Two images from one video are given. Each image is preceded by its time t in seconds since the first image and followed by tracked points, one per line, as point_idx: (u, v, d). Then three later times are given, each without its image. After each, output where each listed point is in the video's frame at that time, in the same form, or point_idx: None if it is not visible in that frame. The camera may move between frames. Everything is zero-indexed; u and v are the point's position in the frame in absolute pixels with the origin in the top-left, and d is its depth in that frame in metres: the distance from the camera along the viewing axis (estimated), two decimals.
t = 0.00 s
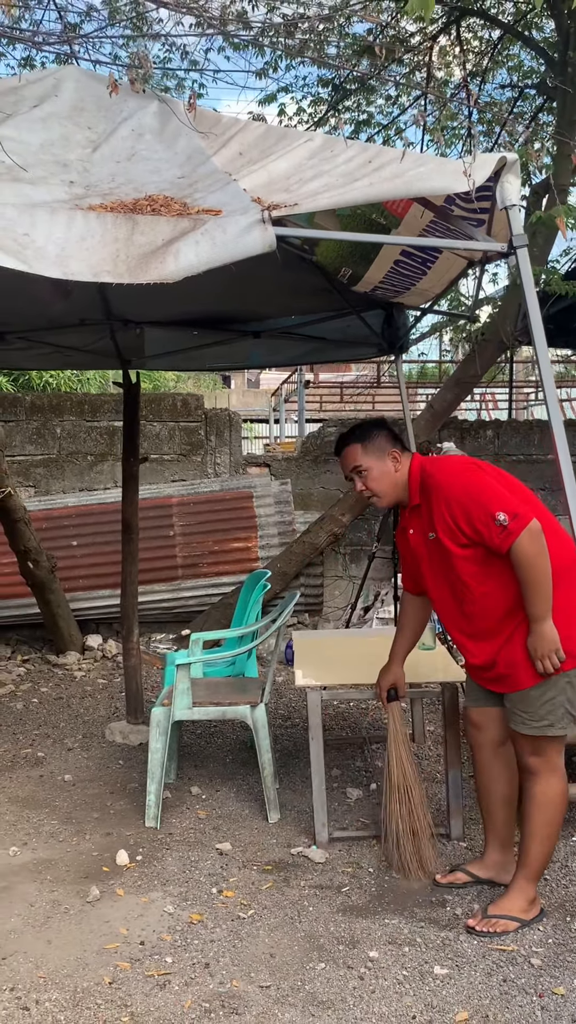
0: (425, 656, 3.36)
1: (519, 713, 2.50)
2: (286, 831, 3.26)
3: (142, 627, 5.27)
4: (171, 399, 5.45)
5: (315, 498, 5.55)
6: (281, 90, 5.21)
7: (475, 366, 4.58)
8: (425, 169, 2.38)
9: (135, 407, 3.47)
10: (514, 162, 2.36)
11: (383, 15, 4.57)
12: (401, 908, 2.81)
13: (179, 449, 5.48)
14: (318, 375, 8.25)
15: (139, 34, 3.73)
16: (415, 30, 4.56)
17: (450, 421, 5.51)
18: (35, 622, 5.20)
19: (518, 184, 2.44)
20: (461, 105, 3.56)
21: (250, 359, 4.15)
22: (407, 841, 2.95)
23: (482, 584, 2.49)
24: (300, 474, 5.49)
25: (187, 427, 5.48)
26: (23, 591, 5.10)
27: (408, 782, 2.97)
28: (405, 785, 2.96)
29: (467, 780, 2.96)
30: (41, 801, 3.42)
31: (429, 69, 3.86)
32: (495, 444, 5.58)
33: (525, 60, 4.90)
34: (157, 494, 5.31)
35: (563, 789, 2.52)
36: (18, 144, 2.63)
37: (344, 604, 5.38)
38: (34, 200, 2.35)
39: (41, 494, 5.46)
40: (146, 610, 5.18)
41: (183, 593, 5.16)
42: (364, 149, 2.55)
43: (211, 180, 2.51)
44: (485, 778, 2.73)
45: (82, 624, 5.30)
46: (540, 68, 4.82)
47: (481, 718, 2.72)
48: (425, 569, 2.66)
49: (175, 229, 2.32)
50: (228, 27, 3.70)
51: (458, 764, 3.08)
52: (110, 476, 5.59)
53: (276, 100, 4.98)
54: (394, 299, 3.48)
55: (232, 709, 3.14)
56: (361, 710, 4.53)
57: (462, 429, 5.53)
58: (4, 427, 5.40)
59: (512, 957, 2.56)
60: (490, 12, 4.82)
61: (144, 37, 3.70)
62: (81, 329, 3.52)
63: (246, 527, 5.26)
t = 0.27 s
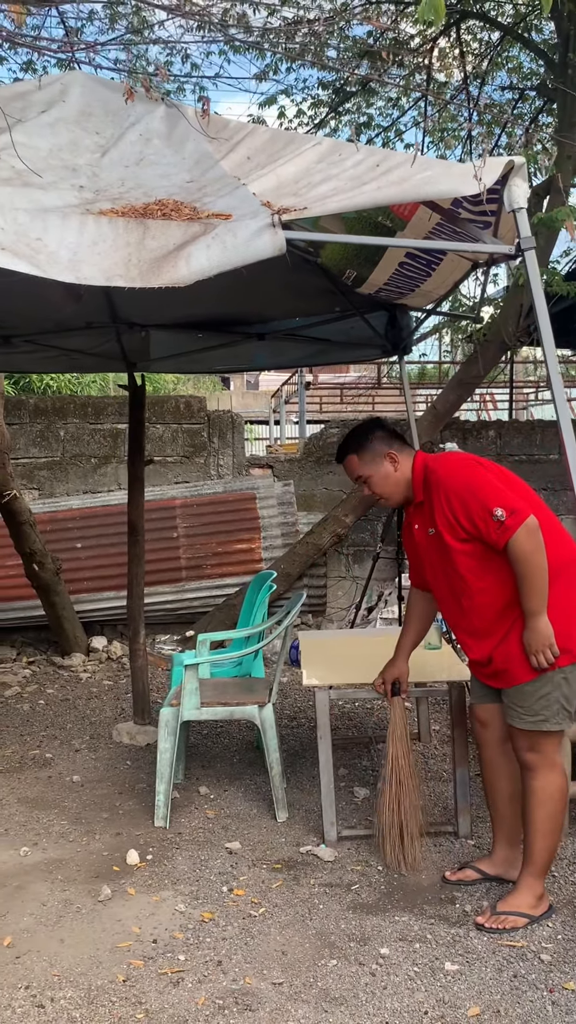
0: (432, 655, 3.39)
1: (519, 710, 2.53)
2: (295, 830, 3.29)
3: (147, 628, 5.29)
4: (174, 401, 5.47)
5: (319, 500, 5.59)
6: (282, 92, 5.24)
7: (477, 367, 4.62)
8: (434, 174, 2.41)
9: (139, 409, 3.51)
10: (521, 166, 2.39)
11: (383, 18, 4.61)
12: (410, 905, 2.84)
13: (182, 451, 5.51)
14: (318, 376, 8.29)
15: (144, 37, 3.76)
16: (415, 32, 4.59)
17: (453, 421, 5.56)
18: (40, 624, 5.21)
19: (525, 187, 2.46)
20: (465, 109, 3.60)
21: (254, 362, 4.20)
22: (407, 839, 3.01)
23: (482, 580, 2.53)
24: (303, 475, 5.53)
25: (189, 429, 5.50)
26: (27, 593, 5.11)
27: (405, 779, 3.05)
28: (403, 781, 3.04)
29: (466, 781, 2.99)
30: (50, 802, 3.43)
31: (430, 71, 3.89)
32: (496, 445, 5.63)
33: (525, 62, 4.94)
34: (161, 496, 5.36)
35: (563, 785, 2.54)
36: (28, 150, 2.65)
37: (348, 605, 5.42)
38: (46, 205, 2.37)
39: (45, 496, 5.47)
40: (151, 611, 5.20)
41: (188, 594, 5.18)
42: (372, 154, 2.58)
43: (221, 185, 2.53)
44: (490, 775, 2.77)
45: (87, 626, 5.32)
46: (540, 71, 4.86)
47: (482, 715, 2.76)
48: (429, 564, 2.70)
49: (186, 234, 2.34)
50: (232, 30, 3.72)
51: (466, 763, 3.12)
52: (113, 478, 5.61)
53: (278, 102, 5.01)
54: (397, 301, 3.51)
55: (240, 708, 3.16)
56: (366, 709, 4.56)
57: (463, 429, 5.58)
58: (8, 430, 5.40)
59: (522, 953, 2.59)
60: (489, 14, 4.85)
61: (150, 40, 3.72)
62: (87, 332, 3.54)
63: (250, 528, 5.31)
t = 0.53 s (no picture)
0: (444, 658, 3.42)
1: (525, 711, 2.54)
2: (307, 832, 3.31)
3: (158, 630, 5.32)
4: (184, 404, 5.51)
5: (329, 502, 5.62)
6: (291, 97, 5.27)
7: (486, 370, 4.64)
8: (448, 182, 2.43)
9: (151, 414, 3.56)
10: (533, 174, 2.41)
11: (392, 23, 4.64)
12: (423, 907, 2.86)
13: (192, 454, 5.54)
14: (326, 379, 8.32)
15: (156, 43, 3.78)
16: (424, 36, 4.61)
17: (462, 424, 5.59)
18: (51, 626, 5.24)
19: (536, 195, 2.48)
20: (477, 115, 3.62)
21: (266, 367, 4.25)
22: (419, 842, 3.03)
23: (487, 581, 2.54)
24: (313, 477, 5.57)
25: (199, 432, 5.53)
26: (39, 596, 5.15)
27: (416, 782, 3.07)
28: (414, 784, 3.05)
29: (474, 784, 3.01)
30: (64, 804, 3.47)
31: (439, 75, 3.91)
32: (506, 448, 5.65)
33: (533, 66, 4.95)
34: (171, 499, 5.39)
35: (569, 786, 2.54)
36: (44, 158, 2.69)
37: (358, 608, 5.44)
38: (62, 213, 2.39)
39: (56, 500, 5.51)
40: (162, 613, 5.22)
41: (198, 596, 5.22)
42: (385, 162, 2.61)
43: (235, 193, 2.56)
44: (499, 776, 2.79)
45: (98, 628, 5.35)
46: (548, 74, 4.88)
47: (489, 718, 2.77)
48: (434, 565, 2.72)
49: (201, 242, 2.36)
50: (243, 37, 3.74)
51: (477, 765, 3.13)
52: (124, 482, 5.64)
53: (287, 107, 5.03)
54: (408, 305, 3.53)
55: (252, 711, 3.18)
56: (377, 712, 4.59)
57: (472, 432, 5.60)
58: (20, 434, 5.42)
59: (534, 954, 2.60)
60: (498, 18, 4.87)
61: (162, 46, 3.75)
62: (99, 337, 3.58)
63: (260, 531, 5.35)
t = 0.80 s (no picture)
0: (465, 663, 3.42)
1: (538, 717, 2.52)
2: (327, 836, 3.32)
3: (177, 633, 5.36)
4: (205, 408, 5.56)
5: (348, 506, 5.64)
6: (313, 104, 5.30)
7: (507, 374, 4.65)
8: (472, 190, 2.44)
9: (173, 420, 3.60)
10: (557, 181, 2.41)
11: (413, 29, 4.66)
12: (443, 912, 2.87)
13: (213, 458, 5.59)
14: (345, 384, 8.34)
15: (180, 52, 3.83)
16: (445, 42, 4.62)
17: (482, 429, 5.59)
18: (72, 628, 5.29)
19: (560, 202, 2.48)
20: (499, 122, 3.63)
21: (287, 371, 4.29)
22: (440, 847, 3.04)
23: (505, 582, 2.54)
24: (332, 481, 5.61)
25: (220, 437, 5.57)
26: (61, 599, 5.20)
27: (438, 786, 3.06)
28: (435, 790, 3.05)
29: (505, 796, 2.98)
30: (86, 805, 3.51)
31: (460, 80, 3.92)
32: (526, 452, 5.64)
33: (554, 70, 4.95)
34: (191, 502, 5.43)
35: None
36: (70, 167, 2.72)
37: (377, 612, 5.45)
38: (88, 222, 2.42)
39: (78, 503, 5.56)
40: (184, 616, 5.26)
41: (218, 600, 5.25)
42: (408, 170, 2.63)
43: (259, 201, 2.58)
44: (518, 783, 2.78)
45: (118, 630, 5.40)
46: (569, 78, 4.87)
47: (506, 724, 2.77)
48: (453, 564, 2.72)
49: (226, 250, 2.37)
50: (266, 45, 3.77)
51: (498, 771, 3.13)
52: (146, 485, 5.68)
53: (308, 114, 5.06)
54: (429, 311, 3.53)
55: (273, 715, 3.20)
56: (397, 716, 4.59)
57: (492, 437, 5.60)
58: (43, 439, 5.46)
59: (555, 961, 2.60)
60: (519, 22, 4.88)
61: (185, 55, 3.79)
62: (122, 342, 3.61)
63: (281, 534, 5.37)
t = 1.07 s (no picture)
0: (490, 669, 3.40)
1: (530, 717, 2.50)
2: (351, 842, 3.31)
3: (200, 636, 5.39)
4: (229, 412, 5.58)
5: (371, 511, 5.63)
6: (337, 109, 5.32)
7: (532, 378, 4.62)
8: (500, 194, 2.43)
9: (196, 422, 3.59)
10: None
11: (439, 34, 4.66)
12: (468, 918, 2.84)
13: (236, 462, 5.61)
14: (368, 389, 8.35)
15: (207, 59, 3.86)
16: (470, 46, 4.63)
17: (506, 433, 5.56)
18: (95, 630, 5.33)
19: None
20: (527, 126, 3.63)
21: (311, 374, 4.31)
22: (465, 853, 3.02)
23: (531, 575, 2.51)
24: (355, 486, 5.62)
25: (243, 440, 5.59)
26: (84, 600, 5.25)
27: (461, 791, 3.04)
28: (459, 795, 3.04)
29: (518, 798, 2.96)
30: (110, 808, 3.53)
31: (486, 84, 3.91)
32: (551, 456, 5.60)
33: None
34: (214, 506, 5.46)
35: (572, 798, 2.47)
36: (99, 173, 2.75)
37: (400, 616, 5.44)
38: (117, 228, 2.43)
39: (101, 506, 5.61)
40: (207, 619, 5.33)
41: (241, 603, 5.31)
42: (437, 176, 2.63)
43: (286, 206, 2.58)
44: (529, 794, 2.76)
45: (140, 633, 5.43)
46: None
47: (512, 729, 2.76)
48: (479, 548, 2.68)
49: (253, 255, 2.36)
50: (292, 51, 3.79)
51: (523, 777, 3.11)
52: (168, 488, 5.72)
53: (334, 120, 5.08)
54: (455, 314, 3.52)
55: (297, 719, 3.19)
56: (420, 722, 4.58)
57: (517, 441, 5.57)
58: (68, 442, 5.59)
59: None
60: (545, 26, 4.87)
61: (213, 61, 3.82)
62: (147, 347, 3.64)
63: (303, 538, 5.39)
